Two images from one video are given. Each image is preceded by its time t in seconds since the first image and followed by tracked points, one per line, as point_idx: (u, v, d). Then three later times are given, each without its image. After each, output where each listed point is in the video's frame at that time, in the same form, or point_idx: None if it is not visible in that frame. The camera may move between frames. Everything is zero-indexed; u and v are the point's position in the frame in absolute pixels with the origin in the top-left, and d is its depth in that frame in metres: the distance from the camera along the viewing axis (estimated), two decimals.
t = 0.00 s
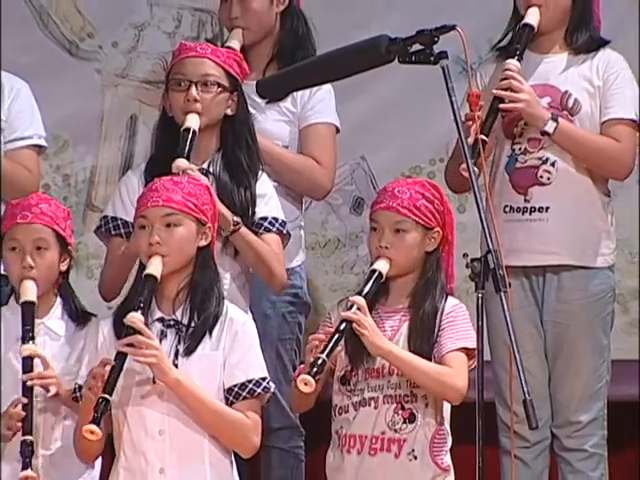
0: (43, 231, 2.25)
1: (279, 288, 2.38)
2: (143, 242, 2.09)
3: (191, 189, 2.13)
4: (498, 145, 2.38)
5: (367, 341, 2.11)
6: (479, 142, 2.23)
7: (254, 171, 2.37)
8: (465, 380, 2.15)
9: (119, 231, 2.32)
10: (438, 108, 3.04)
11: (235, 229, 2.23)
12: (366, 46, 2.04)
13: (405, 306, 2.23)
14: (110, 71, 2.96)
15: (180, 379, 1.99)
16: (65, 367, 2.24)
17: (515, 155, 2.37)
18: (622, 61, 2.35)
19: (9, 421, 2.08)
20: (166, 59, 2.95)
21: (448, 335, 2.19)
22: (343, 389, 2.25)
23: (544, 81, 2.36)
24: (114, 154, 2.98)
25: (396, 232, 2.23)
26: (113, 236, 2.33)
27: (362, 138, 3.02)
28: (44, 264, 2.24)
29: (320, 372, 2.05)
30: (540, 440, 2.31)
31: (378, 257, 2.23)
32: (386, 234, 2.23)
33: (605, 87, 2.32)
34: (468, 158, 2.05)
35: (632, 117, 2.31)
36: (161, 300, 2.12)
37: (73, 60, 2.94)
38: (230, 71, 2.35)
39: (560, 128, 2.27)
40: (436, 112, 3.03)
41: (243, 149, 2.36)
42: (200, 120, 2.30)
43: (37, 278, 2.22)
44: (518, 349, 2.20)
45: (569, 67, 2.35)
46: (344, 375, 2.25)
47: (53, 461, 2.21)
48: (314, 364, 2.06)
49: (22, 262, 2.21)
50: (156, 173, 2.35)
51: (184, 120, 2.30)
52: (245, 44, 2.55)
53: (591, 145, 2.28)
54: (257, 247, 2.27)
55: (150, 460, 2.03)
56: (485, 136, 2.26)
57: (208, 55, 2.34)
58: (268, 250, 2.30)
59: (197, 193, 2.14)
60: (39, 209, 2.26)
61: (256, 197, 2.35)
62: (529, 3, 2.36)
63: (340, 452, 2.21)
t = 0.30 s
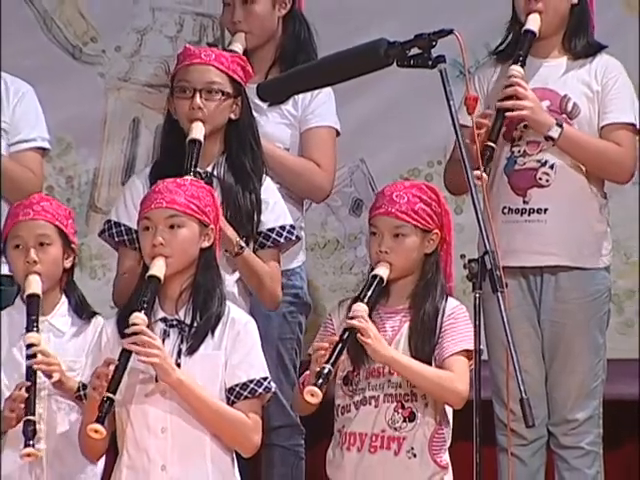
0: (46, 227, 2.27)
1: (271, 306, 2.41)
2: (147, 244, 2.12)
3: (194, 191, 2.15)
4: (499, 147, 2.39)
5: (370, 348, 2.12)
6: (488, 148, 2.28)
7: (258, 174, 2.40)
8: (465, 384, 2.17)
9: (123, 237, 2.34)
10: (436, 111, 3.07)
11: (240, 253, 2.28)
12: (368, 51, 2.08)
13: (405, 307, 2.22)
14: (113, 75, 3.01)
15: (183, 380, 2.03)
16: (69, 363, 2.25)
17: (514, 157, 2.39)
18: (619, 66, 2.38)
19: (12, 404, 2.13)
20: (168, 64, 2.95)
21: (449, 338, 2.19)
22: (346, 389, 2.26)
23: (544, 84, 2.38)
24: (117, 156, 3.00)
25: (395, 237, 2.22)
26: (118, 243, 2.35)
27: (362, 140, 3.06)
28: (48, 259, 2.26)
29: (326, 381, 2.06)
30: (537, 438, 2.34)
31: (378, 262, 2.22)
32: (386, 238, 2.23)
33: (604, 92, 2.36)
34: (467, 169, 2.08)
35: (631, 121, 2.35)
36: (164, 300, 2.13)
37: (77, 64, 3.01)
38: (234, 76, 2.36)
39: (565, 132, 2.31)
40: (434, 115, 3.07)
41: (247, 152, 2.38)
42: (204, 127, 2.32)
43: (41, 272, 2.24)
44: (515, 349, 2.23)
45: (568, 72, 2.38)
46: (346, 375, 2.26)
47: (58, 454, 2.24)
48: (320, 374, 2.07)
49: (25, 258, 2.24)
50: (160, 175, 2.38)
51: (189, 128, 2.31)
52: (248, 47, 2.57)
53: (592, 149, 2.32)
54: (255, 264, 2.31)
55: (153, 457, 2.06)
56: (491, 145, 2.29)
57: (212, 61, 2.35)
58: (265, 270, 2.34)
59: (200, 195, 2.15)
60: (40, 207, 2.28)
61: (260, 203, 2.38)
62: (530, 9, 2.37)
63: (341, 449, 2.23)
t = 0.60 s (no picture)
0: (48, 231, 2.31)
1: (276, 299, 2.44)
2: (150, 246, 2.15)
3: (196, 193, 2.18)
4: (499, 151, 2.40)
5: (369, 350, 2.13)
6: (492, 162, 2.27)
7: (260, 175, 2.42)
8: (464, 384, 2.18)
9: (125, 235, 2.37)
10: (434, 114, 3.14)
11: (239, 245, 2.30)
12: (369, 54, 2.09)
13: (404, 307, 2.25)
14: (116, 77, 3.06)
15: (186, 381, 2.05)
16: (72, 362, 2.30)
17: (513, 160, 2.41)
18: (614, 69, 2.42)
19: (11, 407, 2.15)
20: (170, 66, 3.04)
21: (447, 338, 2.21)
22: (346, 387, 2.27)
23: (542, 88, 2.40)
24: (120, 158, 3.05)
25: (394, 238, 2.25)
26: (120, 241, 2.39)
27: (362, 142, 3.10)
28: (50, 262, 2.30)
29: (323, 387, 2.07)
30: (534, 435, 2.37)
31: (377, 263, 2.25)
32: (385, 240, 2.25)
33: (601, 95, 2.38)
34: (469, 182, 2.09)
35: (630, 122, 2.37)
36: (167, 300, 2.16)
37: (81, 67, 3.04)
38: (237, 79, 2.39)
39: (569, 138, 2.32)
40: (432, 118, 3.14)
41: (250, 154, 2.40)
42: (207, 129, 2.35)
43: (43, 276, 2.28)
44: (513, 348, 2.26)
45: (566, 75, 2.40)
46: (346, 374, 2.27)
47: (62, 450, 2.28)
48: (317, 380, 2.08)
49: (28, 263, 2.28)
50: (163, 176, 2.39)
51: (192, 130, 2.35)
52: (250, 53, 2.58)
53: (594, 150, 2.34)
54: (256, 258, 2.33)
55: (155, 455, 2.09)
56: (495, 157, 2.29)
57: (216, 64, 2.38)
58: (269, 263, 2.37)
59: (201, 197, 2.18)
60: (42, 210, 2.32)
61: (263, 202, 2.41)
62: (527, 16, 2.39)
63: (341, 447, 2.24)
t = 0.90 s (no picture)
0: (54, 233, 2.34)
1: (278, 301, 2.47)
2: (153, 247, 2.19)
3: (198, 194, 2.21)
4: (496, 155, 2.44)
5: (366, 349, 2.17)
6: (488, 169, 2.32)
7: (261, 177, 2.45)
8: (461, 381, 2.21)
9: (130, 238, 2.41)
10: (433, 116, 3.16)
11: (242, 249, 2.32)
12: (369, 59, 2.11)
13: (403, 307, 2.28)
14: (120, 81, 3.08)
15: (189, 379, 2.08)
16: (77, 362, 2.34)
17: (510, 163, 2.44)
18: (610, 71, 2.46)
19: (12, 409, 2.19)
20: (173, 70, 3.06)
21: (445, 336, 2.24)
22: (345, 386, 2.29)
23: (538, 91, 2.44)
24: (123, 160, 3.08)
25: (392, 239, 2.29)
26: (127, 245, 2.42)
27: (361, 143, 3.13)
28: (55, 264, 2.34)
29: (320, 386, 2.10)
30: (530, 433, 2.40)
31: (376, 263, 2.29)
32: (384, 240, 2.29)
33: (597, 97, 2.42)
34: (468, 189, 2.12)
35: (626, 124, 2.40)
36: (171, 300, 2.20)
37: (84, 70, 3.07)
38: (238, 82, 2.42)
39: (563, 142, 2.36)
40: (431, 120, 3.16)
41: (251, 156, 2.44)
42: (208, 131, 2.38)
43: (49, 277, 2.31)
44: (510, 347, 2.30)
45: (561, 79, 2.44)
46: (346, 373, 2.30)
47: (65, 448, 2.31)
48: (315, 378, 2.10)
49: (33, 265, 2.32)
50: (166, 179, 2.43)
51: (194, 132, 2.37)
52: (252, 58, 2.62)
53: (590, 153, 2.37)
54: (258, 261, 2.35)
55: (159, 453, 2.12)
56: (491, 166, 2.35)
57: (216, 67, 2.42)
58: (271, 266, 2.40)
59: (204, 198, 2.22)
60: (49, 212, 2.35)
61: (264, 204, 2.43)
62: (522, 22, 2.42)
63: (341, 444, 2.27)
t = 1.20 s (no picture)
0: (60, 236, 2.38)
1: (281, 300, 2.51)
2: (156, 248, 2.22)
3: (201, 195, 2.25)
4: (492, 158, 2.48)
5: (365, 347, 2.20)
6: (483, 173, 2.39)
7: (262, 178, 2.49)
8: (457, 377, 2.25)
9: (134, 239, 2.44)
10: (431, 119, 3.22)
11: (242, 249, 2.36)
12: (367, 63, 2.16)
13: (401, 306, 2.32)
14: (123, 84, 3.14)
15: (191, 377, 2.12)
16: (81, 361, 2.38)
17: (506, 165, 2.48)
18: (605, 74, 2.49)
19: (15, 410, 2.23)
20: (175, 73, 3.12)
21: (442, 334, 2.27)
22: (345, 385, 2.33)
23: (535, 94, 2.48)
24: (127, 161, 3.13)
25: (391, 239, 2.33)
26: (130, 245, 2.46)
27: (362, 145, 3.18)
28: (62, 266, 2.37)
29: (319, 382, 2.14)
30: (528, 430, 2.44)
31: (375, 263, 2.33)
32: (383, 240, 2.33)
33: (592, 100, 2.45)
34: (466, 189, 2.16)
35: (621, 126, 2.43)
36: (174, 300, 2.23)
37: (88, 74, 3.12)
38: (239, 85, 2.46)
39: (558, 145, 2.40)
40: (430, 123, 3.22)
41: (252, 158, 2.48)
42: (209, 135, 2.43)
43: (55, 279, 2.35)
44: (507, 346, 2.33)
45: (556, 82, 2.47)
46: (345, 372, 2.33)
47: (70, 444, 2.35)
48: (314, 375, 2.14)
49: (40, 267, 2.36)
50: (169, 181, 2.47)
51: (196, 135, 2.42)
52: (253, 63, 2.65)
53: (585, 156, 2.41)
54: (258, 259, 2.39)
55: (162, 450, 2.15)
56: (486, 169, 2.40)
57: (217, 72, 2.45)
58: (272, 266, 2.44)
59: (206, 199, 2.25)
60: (56, 215, 2.39)
61: (265, 205, 2.48)
62: (517, 27, 2.47)
63: (341, 441, 2.30)
